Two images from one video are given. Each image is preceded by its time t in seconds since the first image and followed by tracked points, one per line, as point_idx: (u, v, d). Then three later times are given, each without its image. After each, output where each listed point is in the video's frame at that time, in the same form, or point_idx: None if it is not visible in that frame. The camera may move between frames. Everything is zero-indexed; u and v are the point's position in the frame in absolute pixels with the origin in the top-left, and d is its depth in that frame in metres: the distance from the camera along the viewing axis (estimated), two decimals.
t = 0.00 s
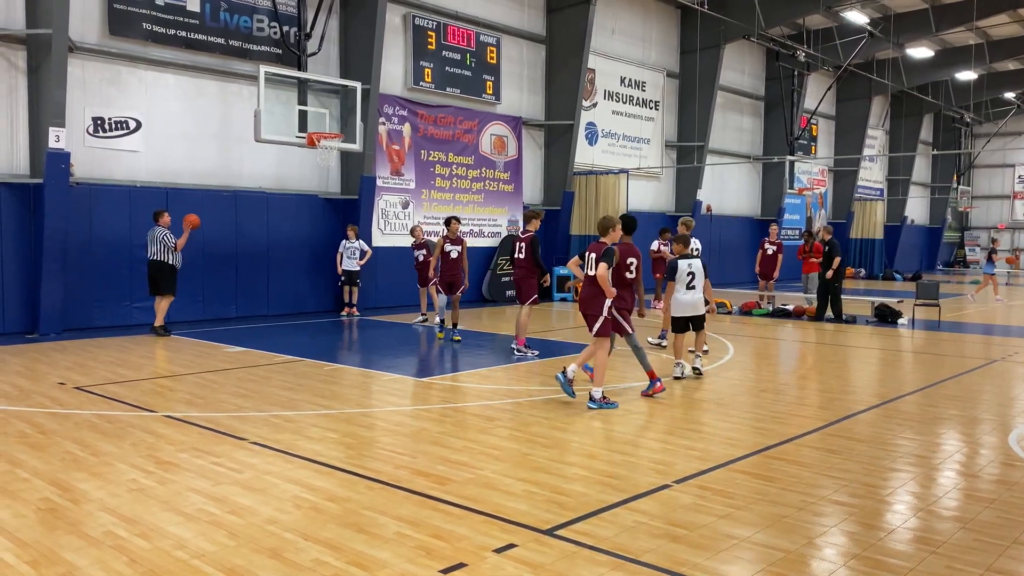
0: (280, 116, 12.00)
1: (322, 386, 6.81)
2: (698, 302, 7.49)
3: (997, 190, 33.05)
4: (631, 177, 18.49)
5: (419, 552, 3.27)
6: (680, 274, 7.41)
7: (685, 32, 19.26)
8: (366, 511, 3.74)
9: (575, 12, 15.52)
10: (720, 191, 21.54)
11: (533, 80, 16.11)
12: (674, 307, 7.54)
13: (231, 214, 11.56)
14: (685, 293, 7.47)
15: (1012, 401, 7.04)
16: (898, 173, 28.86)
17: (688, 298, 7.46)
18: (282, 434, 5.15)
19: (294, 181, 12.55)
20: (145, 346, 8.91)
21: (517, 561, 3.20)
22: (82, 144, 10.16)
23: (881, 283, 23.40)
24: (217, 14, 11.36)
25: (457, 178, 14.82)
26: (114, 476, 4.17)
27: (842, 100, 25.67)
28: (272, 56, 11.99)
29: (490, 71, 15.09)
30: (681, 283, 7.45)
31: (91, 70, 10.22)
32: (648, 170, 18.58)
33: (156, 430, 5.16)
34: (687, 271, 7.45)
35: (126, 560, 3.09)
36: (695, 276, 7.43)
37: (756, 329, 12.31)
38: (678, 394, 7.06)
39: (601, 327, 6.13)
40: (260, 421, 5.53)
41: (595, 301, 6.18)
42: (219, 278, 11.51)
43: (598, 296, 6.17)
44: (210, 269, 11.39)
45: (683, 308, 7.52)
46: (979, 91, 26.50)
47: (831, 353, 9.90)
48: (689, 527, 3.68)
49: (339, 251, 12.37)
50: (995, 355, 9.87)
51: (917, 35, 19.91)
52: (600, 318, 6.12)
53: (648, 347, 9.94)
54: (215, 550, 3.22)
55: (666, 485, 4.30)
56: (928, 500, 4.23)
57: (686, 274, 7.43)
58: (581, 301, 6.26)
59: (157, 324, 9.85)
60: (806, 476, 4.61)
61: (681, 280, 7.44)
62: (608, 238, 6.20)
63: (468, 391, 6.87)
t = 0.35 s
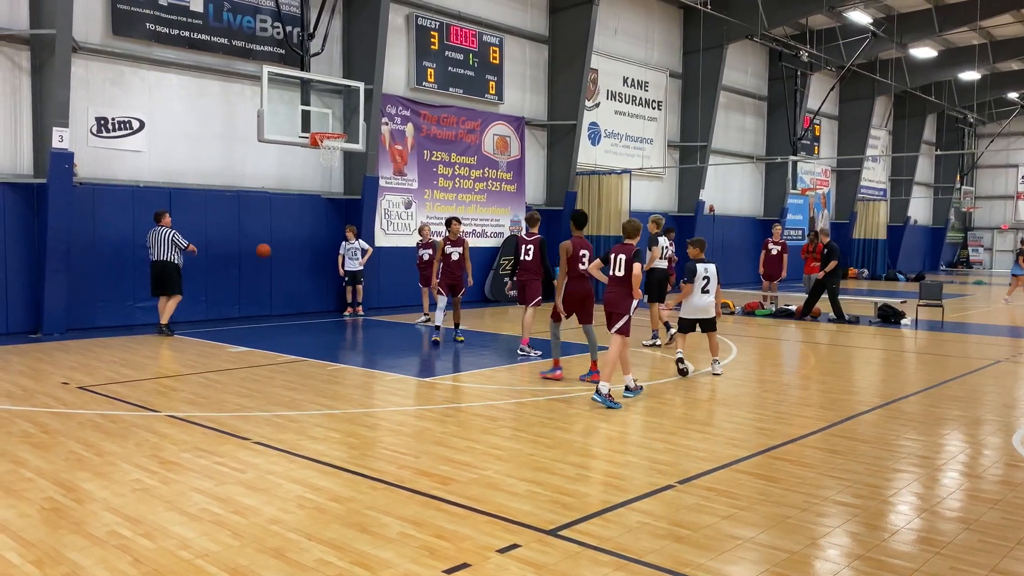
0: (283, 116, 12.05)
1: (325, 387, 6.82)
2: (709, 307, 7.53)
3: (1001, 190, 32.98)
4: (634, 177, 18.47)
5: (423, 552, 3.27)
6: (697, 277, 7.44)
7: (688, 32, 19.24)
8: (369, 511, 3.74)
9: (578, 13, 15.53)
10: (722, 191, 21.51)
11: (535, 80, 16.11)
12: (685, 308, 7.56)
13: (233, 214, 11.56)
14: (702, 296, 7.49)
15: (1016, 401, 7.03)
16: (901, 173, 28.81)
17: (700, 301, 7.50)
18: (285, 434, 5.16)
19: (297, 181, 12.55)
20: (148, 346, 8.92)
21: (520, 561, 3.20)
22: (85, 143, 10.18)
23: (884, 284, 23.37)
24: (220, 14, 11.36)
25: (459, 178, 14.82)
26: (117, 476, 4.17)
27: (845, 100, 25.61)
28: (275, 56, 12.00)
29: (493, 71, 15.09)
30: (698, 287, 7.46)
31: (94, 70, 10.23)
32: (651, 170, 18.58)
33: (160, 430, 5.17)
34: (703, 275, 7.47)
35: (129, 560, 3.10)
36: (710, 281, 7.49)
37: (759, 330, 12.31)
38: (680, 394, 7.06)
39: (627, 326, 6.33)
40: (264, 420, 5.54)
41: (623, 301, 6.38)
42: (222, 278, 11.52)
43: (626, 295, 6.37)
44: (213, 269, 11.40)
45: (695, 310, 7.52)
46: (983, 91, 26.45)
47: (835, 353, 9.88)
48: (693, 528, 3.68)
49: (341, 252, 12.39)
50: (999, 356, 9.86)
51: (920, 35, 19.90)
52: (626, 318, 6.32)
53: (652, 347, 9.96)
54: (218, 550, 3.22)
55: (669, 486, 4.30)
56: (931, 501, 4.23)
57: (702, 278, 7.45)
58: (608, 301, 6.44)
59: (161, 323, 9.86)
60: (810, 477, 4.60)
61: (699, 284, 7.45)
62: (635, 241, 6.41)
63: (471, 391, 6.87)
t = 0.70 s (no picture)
0: (289, 117, 12.07)
1: (331, 387, 6.81)
2: (715, 308, 7.49)
3: (1006, 190, 32.90)
4: (639, 177, 18.46)
5: (432, 552, 3.26)
6: (701, 279, 7.40)
7: (693, 32, 19.21)
8: (377, 511, 3.73)
9: (583, 13, 15.52)
10: (728, 191, 21.49)
11: (540, 80, 16.09)
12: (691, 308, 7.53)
13: (239, 214, 11.57)
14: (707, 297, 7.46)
15: None
16: (906, 173, 28.75)
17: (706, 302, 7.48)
18: (292, 434, 5.15)
19: (302, 181, 12.56)
20: (154, 346, 8.93)
21: (530, 562, 3.19)
22: (92, 143, 10.19)
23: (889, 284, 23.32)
24: (226, 14, 11.38)
25: (464, 178, 14.81)
26: (125, 476, 4.17)
27: (850, 100, 25.54)
28: (280, 56, 12.02)
29: (497, 72, 15.08)
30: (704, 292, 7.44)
31: (100, 70, 10.24)
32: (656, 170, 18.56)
33: (167, 430, 5.16)
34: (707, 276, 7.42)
35: (138, 560, 3.09)
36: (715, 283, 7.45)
37: (764, 330, 12.29)
38: (686, 395, 7.04)
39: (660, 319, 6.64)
40: (270, 420, 5.53)
41: (652, 296, 6.65)
42: (228, 278, 11.53)
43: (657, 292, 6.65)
44: (219, 269, 11.41)
45: (702, 310, 7.50)
46: (988, 91, 26.39)
47: (841, 354, 9.86)
48: (702, 529, 3.66)
49: (349, 252, 12.39)
50: (1005, 356, 9.83)
51: (925, 35, 19.85)
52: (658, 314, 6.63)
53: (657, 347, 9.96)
54: (227, 550, 3.21)
55: (678, 487, 4.28)
56: (941, 502, 4.20)
57: (708, 280, 7.41)
58: (638, 298, 6.62)
59: (167, 323, 9.87)
60: (818, 478, 4.58)
61: (705, 288, 7.42)
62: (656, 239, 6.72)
63: (477, 392, 6.87)
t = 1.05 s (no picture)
0: (298, 117, 12.09)
1: (344, 387, 6.82)
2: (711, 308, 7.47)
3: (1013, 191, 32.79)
4: (646, 177, 18.44)
5: (453, 555, 3.26)
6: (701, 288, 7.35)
7: (700, 32, 19.18)
8: (397, 513, 3.73)
9: (591, 13, 15.51)
10: (735, 191, 21.47)
11: (548, 81, 16.09)
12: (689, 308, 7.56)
13: (248, 214, 11.58)
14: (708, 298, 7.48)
15: None
16: (913, 174, 28.69)
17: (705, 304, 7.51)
18: (308, 435, 5.16)
19: (310, 182, 12.58)
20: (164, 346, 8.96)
21: (552, 564, 3.19)
22: (102, 144, 10.21)
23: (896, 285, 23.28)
24: (235, 15, 11.40)
25: (472, 178, 14.81)
26: (144, 476, 4.18)
27: (857, 101, 25.49)
28: (290, 57, 12.03)
29: (505, 72, 15.08)
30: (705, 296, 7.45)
31: (111, 71, 10.27)
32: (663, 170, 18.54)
33: (182, 430, 5.18)
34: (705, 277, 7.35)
35: (162, 561, 3.10)
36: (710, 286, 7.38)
37: (772, 331, 12.27)
38: (699, 396, 7.03)
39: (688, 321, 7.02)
40: (285, 421, 5.54)
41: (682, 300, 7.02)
42: (237, 279, 11.54)
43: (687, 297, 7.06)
44: (229, 269, 11.43)
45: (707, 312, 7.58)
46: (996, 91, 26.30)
47: (852, 355, 9.82)
48: (722, 532, 3.65)
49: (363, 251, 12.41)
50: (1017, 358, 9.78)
51: (933, 35, 19.80)
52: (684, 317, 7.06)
53: (668, 348, 9.95)
54: (250, 552, 3.22)
55: (696, 489, 4.27)
56: (961, 505, 4.18)
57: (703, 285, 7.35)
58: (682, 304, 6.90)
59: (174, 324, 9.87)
60: (836, 480, 4.56)
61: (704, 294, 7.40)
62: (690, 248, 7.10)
63: (490, 392, 6.87)
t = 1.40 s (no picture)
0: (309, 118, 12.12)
1: (359, 388, 6.83)
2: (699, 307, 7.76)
3: (1021, 190, 32.68)
4: (655, 177, 18.44)
5: (483, 555, 3.26)
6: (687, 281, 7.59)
7: (709, 33, 19.15)
8: (423, 513, 3.73)
9: (600, 13, 15.51)
10: (743, 191, 21.44)
11: (556, 81, 16.09)
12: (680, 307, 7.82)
13: (259, 214, 11.60)
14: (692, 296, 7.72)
15: None
16: (920, 174, 28.61)
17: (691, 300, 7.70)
18: (327, 435, 5.16)
19: (321, 182, 12.61)
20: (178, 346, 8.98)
21: (581, 565, 3.19)
22: (115, 144, 10.24)
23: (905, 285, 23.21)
24: (246, 16, 11.42)
25: (481, 179, 14.82)
26: (168, 476, 4.19)
27: (865, 101, 25.44)
28: (300, 57, 12.07)
29: (514, 72, 15.08)
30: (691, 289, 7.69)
31: (124, 72, 10.30)
32: (672, 171, 18.53)
33: (202, 430, 5.18)
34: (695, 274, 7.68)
35: (192, 560, 3.11)
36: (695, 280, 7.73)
37: (782, 331, 12.24)
38: (714, 395, 7.01)
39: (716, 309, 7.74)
40: (303, 421, 5.55)
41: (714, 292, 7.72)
42: (248, 279, 11.56)
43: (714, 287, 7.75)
44: (241, 270, 11.46)
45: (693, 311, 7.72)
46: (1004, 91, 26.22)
47: (864, 355, 9.79)
48: (748, 532, 3.64)
49: (371, 251, 12.40)
50: None
51: (942, 35, 19.74)
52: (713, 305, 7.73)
53: (680, 349, 9.92)
54: (279, 552, 3.22)
55: (719, 489, 4.26)
56: (987, 506, 4.15)
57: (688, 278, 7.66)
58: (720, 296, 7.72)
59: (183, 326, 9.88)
60: (857, 480, 4.54)
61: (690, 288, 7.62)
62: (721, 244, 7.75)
63: (505, 393, 6.86)
